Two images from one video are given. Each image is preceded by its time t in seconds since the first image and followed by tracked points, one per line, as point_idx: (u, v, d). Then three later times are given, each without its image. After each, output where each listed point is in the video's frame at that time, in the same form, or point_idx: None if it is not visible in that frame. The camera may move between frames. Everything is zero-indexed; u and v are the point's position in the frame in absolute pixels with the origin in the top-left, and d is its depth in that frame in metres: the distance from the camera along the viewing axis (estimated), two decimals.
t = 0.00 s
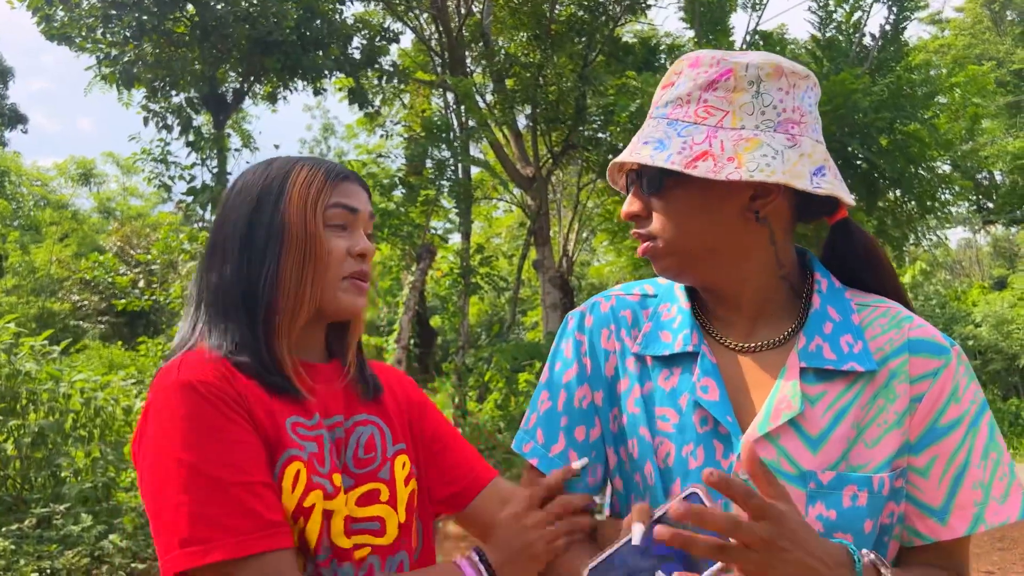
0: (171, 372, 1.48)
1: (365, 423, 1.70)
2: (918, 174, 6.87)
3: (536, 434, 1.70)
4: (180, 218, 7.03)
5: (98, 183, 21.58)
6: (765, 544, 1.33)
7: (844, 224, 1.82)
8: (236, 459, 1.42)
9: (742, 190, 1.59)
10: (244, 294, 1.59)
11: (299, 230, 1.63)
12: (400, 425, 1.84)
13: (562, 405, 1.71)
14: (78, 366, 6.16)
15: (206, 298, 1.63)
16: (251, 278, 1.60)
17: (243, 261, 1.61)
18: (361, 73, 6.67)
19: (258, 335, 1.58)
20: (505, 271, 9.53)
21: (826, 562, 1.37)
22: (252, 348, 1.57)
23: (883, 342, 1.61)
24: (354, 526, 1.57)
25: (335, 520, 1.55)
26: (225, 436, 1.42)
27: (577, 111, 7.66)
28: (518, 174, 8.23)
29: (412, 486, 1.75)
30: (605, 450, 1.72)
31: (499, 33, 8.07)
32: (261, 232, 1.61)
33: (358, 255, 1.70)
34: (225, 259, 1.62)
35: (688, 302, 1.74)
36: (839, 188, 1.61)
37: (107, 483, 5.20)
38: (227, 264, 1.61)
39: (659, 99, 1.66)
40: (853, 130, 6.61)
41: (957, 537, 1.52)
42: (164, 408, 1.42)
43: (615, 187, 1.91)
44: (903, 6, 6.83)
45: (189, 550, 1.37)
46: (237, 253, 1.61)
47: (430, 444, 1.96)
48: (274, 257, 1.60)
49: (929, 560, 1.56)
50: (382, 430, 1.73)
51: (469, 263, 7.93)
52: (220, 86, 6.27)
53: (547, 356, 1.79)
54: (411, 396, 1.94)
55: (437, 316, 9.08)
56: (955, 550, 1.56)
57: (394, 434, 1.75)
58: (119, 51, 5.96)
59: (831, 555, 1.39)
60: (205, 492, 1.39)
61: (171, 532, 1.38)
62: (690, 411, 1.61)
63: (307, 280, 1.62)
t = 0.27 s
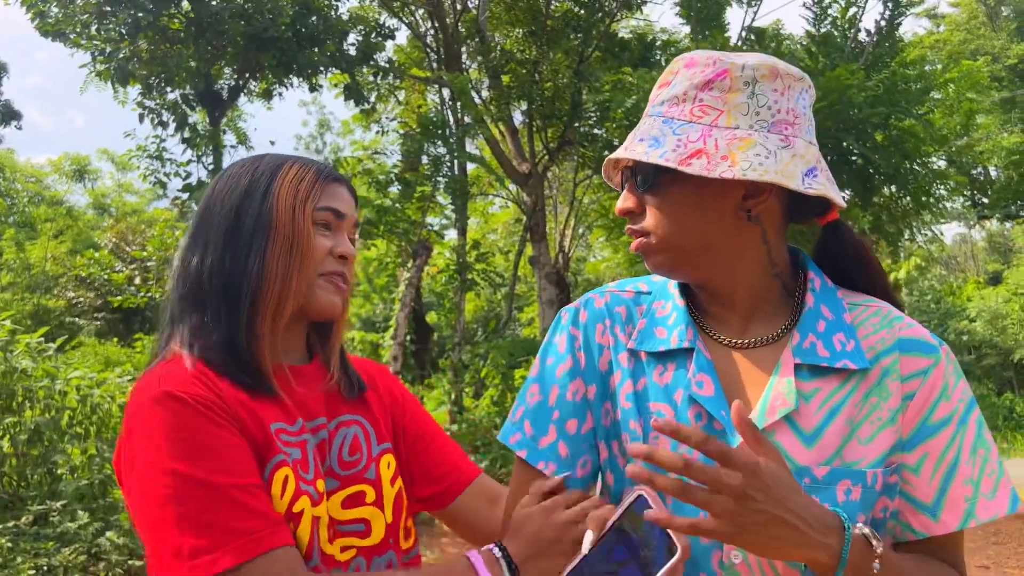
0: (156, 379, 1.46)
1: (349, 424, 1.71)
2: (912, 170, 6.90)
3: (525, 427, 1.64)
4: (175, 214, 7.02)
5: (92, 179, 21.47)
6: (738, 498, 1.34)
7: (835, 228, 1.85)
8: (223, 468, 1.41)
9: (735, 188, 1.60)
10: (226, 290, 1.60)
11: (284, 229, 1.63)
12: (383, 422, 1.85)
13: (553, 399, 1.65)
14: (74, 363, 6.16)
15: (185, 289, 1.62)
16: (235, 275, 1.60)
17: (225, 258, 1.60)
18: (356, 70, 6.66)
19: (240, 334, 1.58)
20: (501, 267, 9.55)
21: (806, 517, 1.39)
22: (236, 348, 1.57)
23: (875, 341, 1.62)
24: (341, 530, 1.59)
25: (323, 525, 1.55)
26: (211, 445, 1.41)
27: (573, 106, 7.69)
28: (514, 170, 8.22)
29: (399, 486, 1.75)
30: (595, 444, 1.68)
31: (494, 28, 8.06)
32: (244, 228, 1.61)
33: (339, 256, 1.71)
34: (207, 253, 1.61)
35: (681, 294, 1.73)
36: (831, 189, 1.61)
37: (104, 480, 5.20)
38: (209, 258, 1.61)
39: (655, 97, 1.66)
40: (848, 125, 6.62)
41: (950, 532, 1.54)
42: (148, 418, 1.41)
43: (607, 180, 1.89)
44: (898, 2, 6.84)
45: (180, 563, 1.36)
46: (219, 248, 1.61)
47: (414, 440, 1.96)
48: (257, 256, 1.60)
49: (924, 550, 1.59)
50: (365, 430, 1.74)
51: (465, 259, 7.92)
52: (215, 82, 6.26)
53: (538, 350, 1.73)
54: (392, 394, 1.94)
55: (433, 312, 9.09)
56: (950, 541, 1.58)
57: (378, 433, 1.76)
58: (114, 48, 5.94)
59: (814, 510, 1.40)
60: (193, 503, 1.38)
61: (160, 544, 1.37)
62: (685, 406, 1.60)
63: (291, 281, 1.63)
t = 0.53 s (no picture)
0: (157, 365, 1.44)
1: (343, 421, 1.71)
2: (908, 166, 6.91)
3: (512, 427, 1.65)
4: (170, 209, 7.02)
5: (88, 174, 21.40)
6: (716, 457, 1.35)
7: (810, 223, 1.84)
8: (224, 457, 1.40)
9: (713, 186, 1.60)
10: (223, 284, 1.58)
11: (281, 226, 1.62)
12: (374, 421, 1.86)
13: (539, 399, 1.66)
14: (70, 359, 6.15)
15: (178, 280, 1.61)
16: (232, 269, 1.59)
17: (222, 251, 1.59)
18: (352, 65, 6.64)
19: (239, 328, 1.58)
20: (497, 262, 9.56)
21: (784, 475, 1.39)
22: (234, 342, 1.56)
23: (854, 335, 1.63)
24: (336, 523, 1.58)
25: (321, 519, 1.55)
26: (214, 434, 1.40)
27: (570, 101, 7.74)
28: (510, 166, 8.23)
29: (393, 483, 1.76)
30: (582, 441, 1.68)
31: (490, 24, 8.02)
32: (241, 221, 1.60)
33: (333, 254, 1.74)
34: (203, 246, 1.60)
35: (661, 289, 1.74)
36: (808, 184, 1.61)
37: (100, 475, 5.21)
38: (205, 251, 1.59)
39: (633, 98, 1.67)
40: (845, 121, 6.66)
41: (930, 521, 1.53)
42: (151, 402, 1.38)
43: (588, 179, 1.89)
44: None
45: (178, 550, 1.34)
46: (216, 240, 1.59)
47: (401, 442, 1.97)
48: (256, 251, 1.59)
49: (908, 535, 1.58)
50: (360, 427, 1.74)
51: (461, 254, 7.93)
52: (211, 77, 6.25)
53: (524, 349, 1.74)
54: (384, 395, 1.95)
55: (430, 307, 9.09)
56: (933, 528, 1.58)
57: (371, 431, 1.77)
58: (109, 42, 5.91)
59: (792, 472, 1.41)
60: (193, 490, 1.37)
61: (159, 530, 1.35)
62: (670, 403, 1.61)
63: (288, 278, 1.63)
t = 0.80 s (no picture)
0: (162, 370, 1.44)
1: (349, 417, 1.71)
2: (904, 161, 6.94)
3: (499, 417, 1.67)
4: (168, 203, 7.03)
5: (84, 168, 21.33)
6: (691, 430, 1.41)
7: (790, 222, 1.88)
8: (227, 461, 1.40)
9: (695, 187, 1.62)
10: (221, 296, 1.56)
11: (275, 237, 1.60)
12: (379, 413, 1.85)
13: (526, 392, 1.69)
14: (67, 352, 6.17)
15: (179, 289, 1.59)
16: (229, 281, 1.56)
17: (220, 261, 1.57)
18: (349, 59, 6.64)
19: (241, 334, 1.56)
20: (494, 256, 9.58)
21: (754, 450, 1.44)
22: (236, 346, 1.54)
23: (832, 331, 1.66)
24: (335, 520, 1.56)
25: (326, 517, 1.54)
26: (218, 437, 1.40)
27: (566, 95, 7.78)
28: (507, 161, 8.26)
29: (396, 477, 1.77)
30: (567, 433, 1.71)
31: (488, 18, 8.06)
32: (236, 232, 1.57)
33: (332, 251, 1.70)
34: (199, 258, 1.58)
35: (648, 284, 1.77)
36: (786, 184, 1.64)
37: (98, 468, 5.24)
38: (202, 263, 1.57)
39: (617, 100, 1.69)
40: (841, 115, 6.74)
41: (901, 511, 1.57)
42: (157, 406, 1.39)
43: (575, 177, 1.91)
44: None
45: (182, 551, 1.34)
46: (213, 251, 1.57)
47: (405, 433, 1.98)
48: (252, 263, 1.58)
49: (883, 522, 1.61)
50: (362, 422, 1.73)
51: (458, 249, 7.95)
52: (208, 71, 6.25)
53: (512, 344, 1.76)
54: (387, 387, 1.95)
55: (426, 301, 9.11)
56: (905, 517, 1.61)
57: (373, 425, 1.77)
58: (106, 36, 5.94)
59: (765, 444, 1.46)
60: (200, 492, 1.37)
61: (163, 528, 1.35)
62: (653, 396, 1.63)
63: (286, 285, 1.61)
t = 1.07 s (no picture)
0: (180, 357, 1.32)
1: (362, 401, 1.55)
2: (899, 155, 7.00)
3: (499, 412, 1.70)
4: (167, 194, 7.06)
5: (82, 158, 21.29)
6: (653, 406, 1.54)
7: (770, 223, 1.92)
8: (244, 445, 1.27)
9: (685, 185, 1.68)
10: (234, 296, 1.40)
11: (284, 234, 1.43)
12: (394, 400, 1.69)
13: (522, 385, 1.72)
14: (68, 342, 6.20)
15: (190, 285, 1.45)
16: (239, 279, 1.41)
17: (230, 257, 1.41)
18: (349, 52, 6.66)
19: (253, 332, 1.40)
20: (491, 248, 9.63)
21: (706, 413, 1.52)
22: (248, 339, 1.39)
23: (807, 325, 1.70)
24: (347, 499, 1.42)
25: (337, 496, 1.41)
26: (235, 420, 1.28)
27: (563, 88, 7.82)
28: (504, 153, 8.31)
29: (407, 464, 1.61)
30: (563, 425, 1.73)
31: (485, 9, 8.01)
32: (246, 230, 1.41)
33: (344, 247, 1.52)
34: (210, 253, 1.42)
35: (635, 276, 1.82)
36: (769, 188, 1.70)
37: (100, 457, 5.30)
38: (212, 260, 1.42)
39: (614, 102, 1.74)
40: (837, 109, 6.80)
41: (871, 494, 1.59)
42: (178, 390, 1.28)
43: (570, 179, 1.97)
44: None
45: (204, 526, 1.24)
46: (224, 251, 1.41)
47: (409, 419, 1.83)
48: (263, 261, 1.41)
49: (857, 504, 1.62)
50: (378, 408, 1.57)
51: (455, 241, 7.99)
52: (207, 62, 6.28)
53: (507, 342, 1.80)
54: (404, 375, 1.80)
55: (424, 293, 9.16)
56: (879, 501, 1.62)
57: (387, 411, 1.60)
58: (107, 29, 5.99)
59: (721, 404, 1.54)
60: (218, 474, 1.25)
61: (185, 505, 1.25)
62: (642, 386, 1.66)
63: (300, 282, 1.44)
